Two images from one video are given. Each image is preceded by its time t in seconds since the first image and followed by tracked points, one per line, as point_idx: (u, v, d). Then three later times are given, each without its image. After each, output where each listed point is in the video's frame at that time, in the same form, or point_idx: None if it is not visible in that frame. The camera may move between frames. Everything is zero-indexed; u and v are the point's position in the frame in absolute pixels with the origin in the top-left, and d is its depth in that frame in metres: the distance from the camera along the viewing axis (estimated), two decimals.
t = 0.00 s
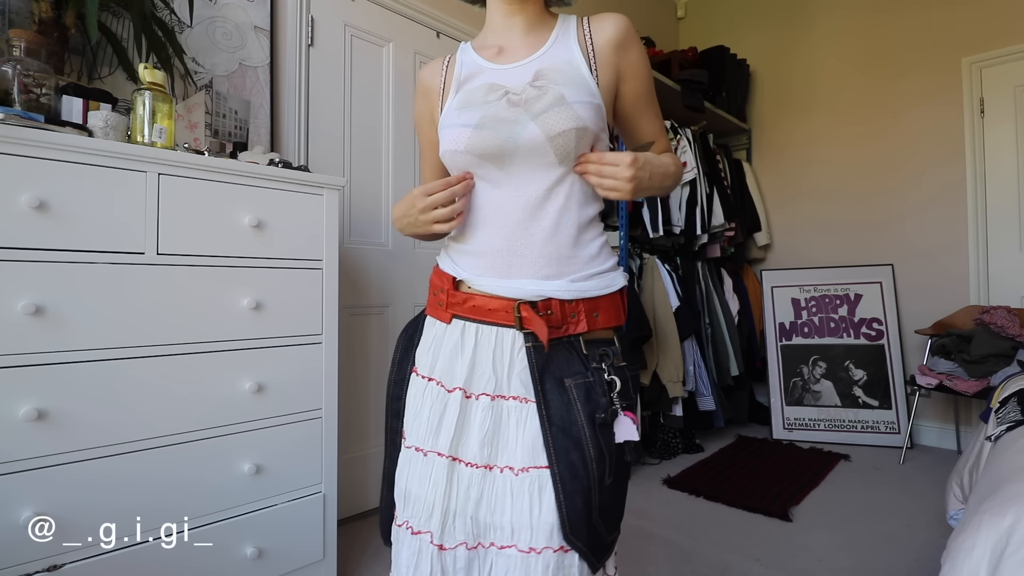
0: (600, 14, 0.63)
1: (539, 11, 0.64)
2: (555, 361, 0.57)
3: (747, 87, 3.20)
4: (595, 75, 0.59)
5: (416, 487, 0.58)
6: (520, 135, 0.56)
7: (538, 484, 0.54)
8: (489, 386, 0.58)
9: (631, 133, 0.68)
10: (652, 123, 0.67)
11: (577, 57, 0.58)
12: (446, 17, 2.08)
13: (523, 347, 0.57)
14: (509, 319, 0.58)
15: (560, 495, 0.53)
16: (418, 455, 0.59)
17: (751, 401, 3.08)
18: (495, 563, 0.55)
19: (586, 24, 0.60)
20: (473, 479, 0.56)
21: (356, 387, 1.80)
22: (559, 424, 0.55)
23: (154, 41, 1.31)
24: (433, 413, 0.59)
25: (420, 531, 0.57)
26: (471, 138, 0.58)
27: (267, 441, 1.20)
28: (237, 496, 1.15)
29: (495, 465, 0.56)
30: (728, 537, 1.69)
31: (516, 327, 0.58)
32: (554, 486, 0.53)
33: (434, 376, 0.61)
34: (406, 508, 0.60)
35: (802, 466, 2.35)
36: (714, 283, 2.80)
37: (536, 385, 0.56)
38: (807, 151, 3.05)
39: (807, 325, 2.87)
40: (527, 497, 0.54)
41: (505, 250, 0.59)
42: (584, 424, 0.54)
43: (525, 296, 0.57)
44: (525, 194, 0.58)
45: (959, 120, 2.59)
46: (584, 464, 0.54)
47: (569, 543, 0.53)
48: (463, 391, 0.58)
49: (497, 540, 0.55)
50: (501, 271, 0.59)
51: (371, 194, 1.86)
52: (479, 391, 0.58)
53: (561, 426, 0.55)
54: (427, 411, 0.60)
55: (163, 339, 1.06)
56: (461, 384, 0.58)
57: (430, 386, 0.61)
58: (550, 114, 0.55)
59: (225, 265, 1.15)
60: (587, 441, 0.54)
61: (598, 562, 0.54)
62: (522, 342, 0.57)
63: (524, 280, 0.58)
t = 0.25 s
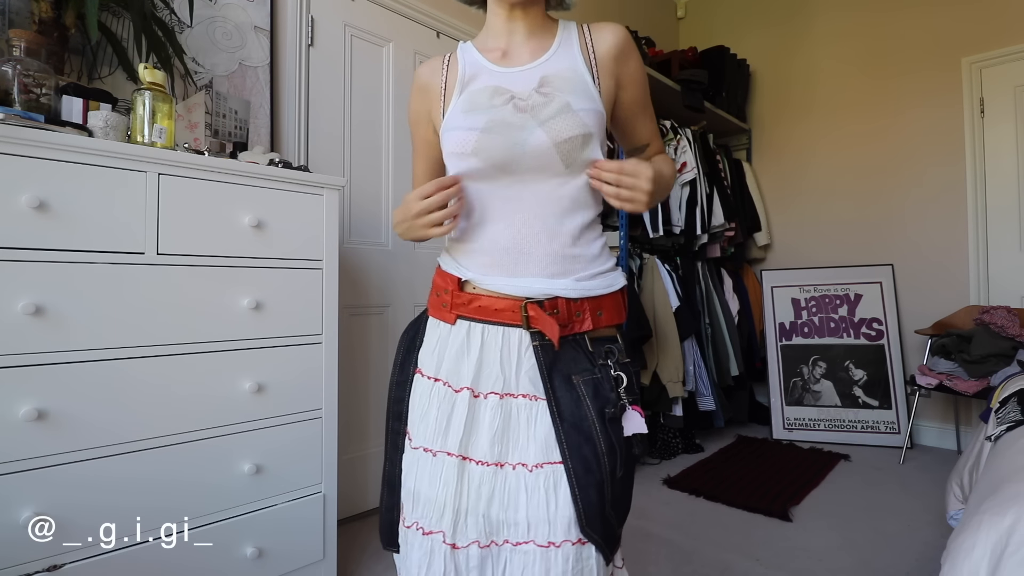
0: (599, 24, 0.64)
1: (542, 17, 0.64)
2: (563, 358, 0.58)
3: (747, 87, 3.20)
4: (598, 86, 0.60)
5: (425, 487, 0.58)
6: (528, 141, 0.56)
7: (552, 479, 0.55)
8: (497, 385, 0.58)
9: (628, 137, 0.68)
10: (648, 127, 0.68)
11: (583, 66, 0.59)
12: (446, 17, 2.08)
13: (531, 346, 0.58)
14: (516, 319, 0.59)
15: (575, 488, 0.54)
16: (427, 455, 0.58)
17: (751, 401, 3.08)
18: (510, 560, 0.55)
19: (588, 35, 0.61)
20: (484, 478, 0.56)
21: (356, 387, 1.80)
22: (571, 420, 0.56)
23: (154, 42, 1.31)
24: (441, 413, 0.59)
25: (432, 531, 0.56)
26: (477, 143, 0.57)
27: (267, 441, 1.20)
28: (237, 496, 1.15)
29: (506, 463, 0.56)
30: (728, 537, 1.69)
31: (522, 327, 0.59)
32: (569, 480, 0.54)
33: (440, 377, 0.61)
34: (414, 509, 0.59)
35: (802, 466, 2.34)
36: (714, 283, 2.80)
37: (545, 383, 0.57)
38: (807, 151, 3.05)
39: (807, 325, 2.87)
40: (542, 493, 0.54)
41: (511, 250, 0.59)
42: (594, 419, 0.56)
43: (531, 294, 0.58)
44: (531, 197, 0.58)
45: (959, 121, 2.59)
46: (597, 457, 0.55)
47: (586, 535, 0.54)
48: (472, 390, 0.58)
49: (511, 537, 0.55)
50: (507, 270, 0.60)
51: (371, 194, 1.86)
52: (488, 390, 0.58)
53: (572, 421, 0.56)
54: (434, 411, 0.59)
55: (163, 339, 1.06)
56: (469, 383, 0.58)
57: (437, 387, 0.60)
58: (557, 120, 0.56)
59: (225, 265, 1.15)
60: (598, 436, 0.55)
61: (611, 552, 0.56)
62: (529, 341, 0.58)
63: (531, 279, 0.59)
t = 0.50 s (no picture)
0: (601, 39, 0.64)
1: (544, 23, 0.64)
2: (571, 359, 0.59)
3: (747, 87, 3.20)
4: (600, 94, 0.60)
5: (438, 490, 0.57)
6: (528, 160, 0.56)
7: (565, 477, 0.56)
8: (507, 386, 0.58)
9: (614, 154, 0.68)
10: (637, 151, 0.69)
11: (585, 79, 0.59)
12: (446, 17, 2.08)
13: (538, 347, 0.59)
14: (524, 321, 0.59)
15: (587, 486, 0.55)
16: (440, 458, 0.58)
17: (751, 401, 3.08)
18: (527, 559, 0.56)
19: (591, 46, 0.62)
20: (498, 479, 0.56)
21: (356, 387, 1.80)
22: (581, 419, 0.57)
23: (154, 42, 1.31)
24: (452, 416, 0.58)
25: (449, 533, 0.56)
26: (475, 166, 0.57)
27: (267, 441, 1.20)
28: (237, 496, 1.15)
29: (519, 463, 0.57)
30: (728, 537, 1.69)
31: (530, 329, 0.59)
32: (581, 479, 0.55)
33: (450, 380, 0.60)
34: (429, 512, 0.58)
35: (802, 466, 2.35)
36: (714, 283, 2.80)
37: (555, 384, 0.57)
38: (807, 151, 3.05)
39: (807, 325, 2.87)
40: (556, 491, 0.55)
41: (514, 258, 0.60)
42: (604, 418, 0.57)
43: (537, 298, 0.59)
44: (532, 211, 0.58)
45: (959, 120, 2.59)
46: (607, 456, 0.56)
47: (598, 532, 0.55)
48: (483, 392, 0.58)
49: (527, 536, 0.56)
50: (513, 275, 0.60)
51: (371, 194, 1.86)
52: (498, 392, 0.58)
53: (583, 421, 0.57)
54: (445, 414, 0.59)
55: (163, 339, 1.06)
56: (480, 385, 0.58)
57: (447, 390, 0.60)
58: (555, 142, 0.55)
59: (225, 265, 1.15)
60: (608, 435, 0.56)
61: (618, 545, 0.58)
62: (536, 342, 0.59)
63: (538, 283, 0.59)
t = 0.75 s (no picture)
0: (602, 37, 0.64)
1: (544, 23, 0.64)
2: (575, 357, 0.59)
3: (747, 87, 3.20)
4: (600, 92, 0.60)
5: (445, 488, 0.57)
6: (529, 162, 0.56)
7: (572, 473, 0.56)
8: (512, 385, 0.58)
9: (614, 153, 0.69)
10: (637, 149, 0.69)
11: (586, 77, 0.59)
12: (446, 17, 2.08)
13: (542, 346, 0.59)
14: (527, 320, 0.59)
15: (594, 482, 0.55)
16: (446, 457, 0.58)
17: (751, 401, 3.08)
18: (535, 556, 0.56)
19: (591, 44, 0.62)
20: (505, 476, 0.56)
21: (355, 388, 1.80)
22: (587, 416, 0.57)
23: (154, 42, 1.31)
24: (457, 414, 0.58)
25: (456, 531, 0.56)
26: (478, 168, 0.57)
27: (267, 441, 1.20)
28: (237, 496, 1.15)
29: (526, 461, 0.57)
30: (728, 537, 1.69)
31: (533, 328, 0.59)
32: (589, 474, 0.55)
33: (454, 379, 0.60)
34: (436, 511, 0.58)
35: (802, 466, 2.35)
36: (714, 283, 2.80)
37: (560, 382, 0.57)
38: (808, 151, 3.05)
39: (807, 325, 2.87)
40: (563, 487, 0.55)
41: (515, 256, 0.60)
42: (609, 415, 0.57)
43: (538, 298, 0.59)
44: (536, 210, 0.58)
45: (959, 121, 2.59)
46: (614, 452, 0.56)
47: (607, 527, 0.55)
48: (488, 391, 0.58)
49: (535, 533, 0.56)
50: (515, 274, 0.60)
51: (372, 194, 1.86)
52: (503, 390, 0.58)
53: (588, 418, 0.57)
54: (451, 412, 0.58)
55: (163, 339, 1.06)
56: (485, 384, 0.58)
57: (451, 389, 0.60)
58: (558, 143, 0.55)
59: (225, 265, 1.15)
60: (613, 431, 0.57)
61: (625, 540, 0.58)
62: (540, 341, 0.59)
63: (541, 282, 0.59)
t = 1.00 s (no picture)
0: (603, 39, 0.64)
1: (544, 24, 0.64)
2: (576, 358, 0.59)
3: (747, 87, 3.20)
4: (600, 94, 0.60)
5: (448, 491, 0.57)
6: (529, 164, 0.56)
7: (574, 475, 0.56)
8: (512, 387, 0.58)
9: (616, 154, 0.69)
10: (638, 151, 0.69)
11: (586, 80, 0.59)
12: (446, 17, 2.08)
13: (542, 348, 0.59)
14: (527, 322, 0.59)
15: (596, 483, 0.55)
16: (448, 460, 0.58)
17: (751, 401, 3.08)
18: (538, 557, 0.56)
19: (592, 47, 0.62)
20: (507, 478, 0.56)
21: (356, 387, 1.80)
22: (588, 417, 0.57)
23: (154, 42, 1.31)
24: (458, 417, 0.58)
25: (458, 534, 0.56)
26: (479, 169, 0.57)
27: (267, 441, 1.20)
28: (237, 496, 1.15)
29: (527, 463, 0.56)
30: (728, 537, 1.69)
31: (532, 329, 0.59)
32: (591, 475, 0.56)
33: (455, 381, 0.60)
34: (438, 514, 0.58)
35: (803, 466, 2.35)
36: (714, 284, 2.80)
37: (560, 383, 0.57)
38: (808, 151, 3.05)
39: (807, 325, 2.87)
40: (565, 488, 0.55)
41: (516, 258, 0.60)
42: (610, 416, 0.57)
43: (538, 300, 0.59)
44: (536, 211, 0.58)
45: (959, 121, 2.59)
46: (615, 452, 0.56)
47: (610, 528, 0.56)
48: (488, 393, 0.57)
49: (537, 535, 0.56)
50: (514, 275, 0.60)
51: (372, 194, 1.86)
52: (504, 392, 0.58)
53: (590, 419, 0.57)
54: (452, 415, 0.58)
55: (163, 339, 1.06)
56: (485, 386, 0.58)
57: (452, 391, 0.59)
58: (557, 145, 0.56)
59: (225, 265, 1.15)
60: (615, 432, 0.57)
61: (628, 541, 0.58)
62: (540, 343, 0.59)
63: (540, 283, 0.59)
